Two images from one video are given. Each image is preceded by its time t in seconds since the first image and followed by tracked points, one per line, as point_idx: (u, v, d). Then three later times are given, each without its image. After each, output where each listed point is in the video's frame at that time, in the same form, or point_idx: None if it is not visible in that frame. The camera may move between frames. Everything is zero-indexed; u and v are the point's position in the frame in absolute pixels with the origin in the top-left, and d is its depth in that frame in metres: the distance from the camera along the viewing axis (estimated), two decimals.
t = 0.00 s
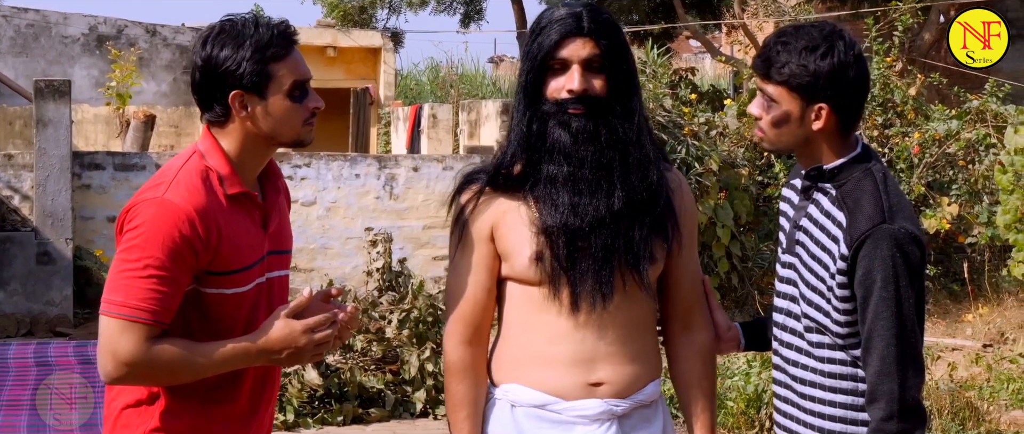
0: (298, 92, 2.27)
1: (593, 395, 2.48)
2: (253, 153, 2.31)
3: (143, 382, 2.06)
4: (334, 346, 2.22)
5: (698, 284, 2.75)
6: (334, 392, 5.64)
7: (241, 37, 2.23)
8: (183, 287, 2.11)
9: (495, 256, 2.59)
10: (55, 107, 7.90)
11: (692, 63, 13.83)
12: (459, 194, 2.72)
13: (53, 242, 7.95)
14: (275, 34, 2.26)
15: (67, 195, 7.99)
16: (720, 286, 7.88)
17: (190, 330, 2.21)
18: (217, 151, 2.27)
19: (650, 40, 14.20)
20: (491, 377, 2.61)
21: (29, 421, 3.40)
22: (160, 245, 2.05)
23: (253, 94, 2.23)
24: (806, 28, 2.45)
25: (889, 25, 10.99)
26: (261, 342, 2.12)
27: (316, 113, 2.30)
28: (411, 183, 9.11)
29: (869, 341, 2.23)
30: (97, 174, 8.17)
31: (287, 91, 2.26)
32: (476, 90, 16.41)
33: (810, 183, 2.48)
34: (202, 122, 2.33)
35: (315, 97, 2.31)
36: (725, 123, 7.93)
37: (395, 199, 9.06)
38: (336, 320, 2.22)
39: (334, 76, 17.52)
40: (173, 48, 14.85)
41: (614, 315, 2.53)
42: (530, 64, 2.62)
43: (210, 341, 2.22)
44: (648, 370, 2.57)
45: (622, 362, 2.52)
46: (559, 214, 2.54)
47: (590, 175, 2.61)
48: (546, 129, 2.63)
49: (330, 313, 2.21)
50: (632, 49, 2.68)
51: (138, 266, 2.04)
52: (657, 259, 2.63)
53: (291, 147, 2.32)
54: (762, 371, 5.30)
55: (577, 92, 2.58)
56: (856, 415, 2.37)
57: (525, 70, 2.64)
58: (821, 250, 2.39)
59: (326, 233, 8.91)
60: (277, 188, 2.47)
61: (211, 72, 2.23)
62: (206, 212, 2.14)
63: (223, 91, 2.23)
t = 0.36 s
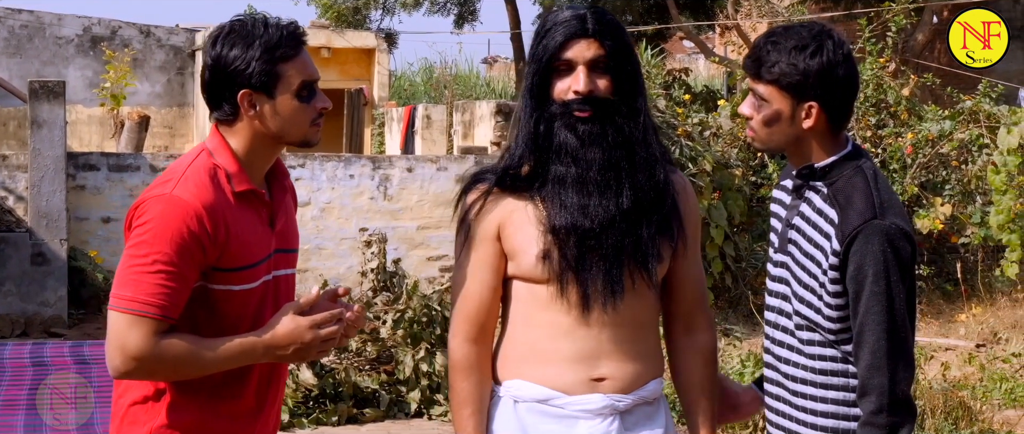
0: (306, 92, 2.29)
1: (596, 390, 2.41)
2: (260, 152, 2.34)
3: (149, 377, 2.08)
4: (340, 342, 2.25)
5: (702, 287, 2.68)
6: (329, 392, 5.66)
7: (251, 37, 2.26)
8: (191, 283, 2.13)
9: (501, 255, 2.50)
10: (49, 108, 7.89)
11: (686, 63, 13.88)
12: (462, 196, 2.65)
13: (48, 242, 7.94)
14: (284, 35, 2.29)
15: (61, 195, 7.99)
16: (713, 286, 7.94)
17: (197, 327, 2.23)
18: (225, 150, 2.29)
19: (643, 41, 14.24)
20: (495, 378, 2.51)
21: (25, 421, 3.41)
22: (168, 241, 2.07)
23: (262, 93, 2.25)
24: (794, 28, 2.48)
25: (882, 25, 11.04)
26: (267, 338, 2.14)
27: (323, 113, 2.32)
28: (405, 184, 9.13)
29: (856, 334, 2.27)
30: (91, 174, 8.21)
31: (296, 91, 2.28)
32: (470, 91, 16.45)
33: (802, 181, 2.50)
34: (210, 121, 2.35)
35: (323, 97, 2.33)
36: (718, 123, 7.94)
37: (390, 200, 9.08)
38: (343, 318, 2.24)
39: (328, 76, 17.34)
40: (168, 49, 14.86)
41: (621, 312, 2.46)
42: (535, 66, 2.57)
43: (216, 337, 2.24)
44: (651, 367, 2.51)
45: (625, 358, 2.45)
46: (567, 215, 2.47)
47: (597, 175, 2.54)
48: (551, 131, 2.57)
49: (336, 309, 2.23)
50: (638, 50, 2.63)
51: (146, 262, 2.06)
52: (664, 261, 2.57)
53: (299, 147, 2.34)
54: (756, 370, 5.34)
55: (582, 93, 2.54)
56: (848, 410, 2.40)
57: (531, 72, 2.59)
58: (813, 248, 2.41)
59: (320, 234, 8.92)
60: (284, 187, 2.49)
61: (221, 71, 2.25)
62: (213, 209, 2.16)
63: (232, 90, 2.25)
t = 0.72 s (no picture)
0: (310, 86, 2.31)
1: (602, 391, 2.42)
2: (265, 147, 2.35)
3: (154, 370, 2.09)
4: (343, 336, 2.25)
5: (700, 287, 2.68)
6: (325, 391, 5.67)
7: (254, 33, 2.28)
8: (194, 276, 2.14)
9: (504, 260, 2.48)
10: (45, 107, 7.88)
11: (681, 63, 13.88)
12: (461, 196, 2.64)
13: (43, 241, 7.93)
14: (287, 30, 2.31)
15: (57, 194, 7.98)
16: (709, 285, 7.96)
17: (201, 321, 2.24)
18: (229, 144, 2.30)
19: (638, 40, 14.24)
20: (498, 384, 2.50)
21: (23, 419, 3.45)
22: (171, 234, 2.08)
23: (266, 87, 2.27)
24: (792, 24, 2.52)
25: (877, 24, 11.06)
26: (272, 331, 2.15)
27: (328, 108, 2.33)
28: (401, 183, 9.13)
29: (863, 323, 2.28)
30: (87, 174, 8.20)
31: (299, 86, 2.29)
32: (466, 90, 16.45)
33: (801, 176, 2.52)
34: (216, 117, 2.36)
35: (328, 92, 2.34)
36: (714, 122, 7.88)
37: (385, 199, 9.08)
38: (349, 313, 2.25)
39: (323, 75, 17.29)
40: (163, 48, 14.85)
41: (623, 313, 2.47)
42: (534, 62, 2.57)
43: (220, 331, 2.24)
44: (652, 368, 2.52)
45: (627, 359, 2.46)
46: (569, 212, 2.47)
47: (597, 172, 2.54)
48: (550, 128, 2.56)
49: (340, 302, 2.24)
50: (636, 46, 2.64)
51: (149, 254, 2.08)
52: (665, 261, 2.58)
53: (303, 142, 2.35)
54: (751, 368, 5.36)
55: (580, 88, 2.53)
56: (852, 402, 2.41)
57: (529, 68, 2.58)
58: (815, 242, 2.43)
59: (315, 233, 8.91)
60: (290, 183, 2.49)
61: (225, 67, 2.28)
62: (217, 202, 2.18)
63: (237, 85, 2.27)
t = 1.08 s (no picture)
0: (301, 82, 2.31)
1: (601, 400, 2.44)
2: (259, 143, 2.36)
3: (145, 364, 2.12)
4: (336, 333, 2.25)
5: (695, 287, 2.70)
6: (320, 389, 5.68)
7: (245, 29, 2.31)
8: (186, 271, 2.16)
9: (498, 267, 2.49)
10: (40, 106, 7.88)
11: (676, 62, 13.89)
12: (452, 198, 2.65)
13: (38, 241, 7.92)
14: (279, 26, 2.33)
15: (52, 194, 7.97)
16: (703, 284, 7.98)
17: (196, 315, 2.25)
18: (223, 140, 2.33)
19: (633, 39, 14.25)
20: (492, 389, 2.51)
21: (21, 416, 3.44)
22: (160, 229, 2.11)
23: (255, 82, 2.29)
24: (796, 26, 2.55)
25: (872, 24, 11.08)
26: (263, 325, 2.15)
27: (321, 104, 2.33)
28: (396, 182, 9.14)
29: (886, 313, 2.33)
30: (82, 173, 8.20)
31: (289, 81, 2.30)
32: (460, 90, 16.45)
33: (802, 175, 2.55)
34: (212, 114, 2.38)
35: (321, 87, 2.35)
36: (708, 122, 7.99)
37: (380, 198, 9.09)
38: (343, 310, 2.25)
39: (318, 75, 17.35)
40: (157, 47, 14.86)
41: (618, 316, 2.48)
42: (523, 59, 2.58)
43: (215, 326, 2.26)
44: (648, 375, 2.54)
45: (625, 366, 2.48)
46: (559, 212, 2.48)
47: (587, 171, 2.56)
48: (540, 126, 2.57)
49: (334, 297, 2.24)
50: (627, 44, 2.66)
51: (139, 250, 2.11)
52: (659, 262, 2.59)
53: (296, 138, 2.36)
54: (746, 367, 5.38)
55: (570, 85, 2.54)
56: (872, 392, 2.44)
57: (518, 65, 2.60)
58: (824, 239, 2.47)
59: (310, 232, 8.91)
60: (290, 178, 2.50)
61: (218, 61, 2.32)
62: (207, 197, 2.19)
63: (226, 82, 2.30)
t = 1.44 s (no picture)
0: (285, 81, 2.33)
1: (591, 409, 2.45)
2: (246, 145, 2.38)
3: (130, 367, 2.14)
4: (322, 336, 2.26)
5: (683, 289, 2.73)
6: (317, 390, 5.70)
7: (232, 29, 2.34)
8: (169, 274, 2.19)
9: (480, 271, 2.51)
10: (36, 107, 7.88)
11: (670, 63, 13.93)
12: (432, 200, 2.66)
13: (34, 242, 7.93)
14: (264, 26, 2.35)
15: (48, 195, 7.97)
16: (698, 285, 8.01)
17: (183, 318, 2.28)
18: (208, 141, 2.35)
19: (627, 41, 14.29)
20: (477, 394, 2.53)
21: (21, 416, 3.47)
22: (142, 233, 2.13)
23: (238, 82, 2.31)
24: (830, 29, 2.57)
25: (865, 26, 11.13)
26: (248, 329, 2.16)
27: (307, 104, 2.35)
28: (391, 184, 9.16)
29: (918, 319, 2.36)
30: (78, 174, 8.20)
31: (273, 81, 2.32)
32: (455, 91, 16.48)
33: (824, 179, 2.58)
34: (199, 116, 2.41)
35: (307, 87, 2.36)
36: (703, 123, 7.94)
37: (376, 199, 9.11)
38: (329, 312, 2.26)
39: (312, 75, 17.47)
40: (153, 49, 14.87)
41: (604, 320, 2.50)
42: (507, 56, 2.59)
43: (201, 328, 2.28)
44: (636, 381, 2.55)
45: (613, 373, 2.49)
46: (543, 212, 2.50)
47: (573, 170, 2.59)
48: (525, 124, 2.59)
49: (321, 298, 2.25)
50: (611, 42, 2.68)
51: (121, 254, 2.14)
52: (645, 262, 2.61)
53: (283, 139, 2.38)
54: (741, 367, 5.41)
55: (557, 81, 2.56)
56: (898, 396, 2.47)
57: (500, 63, 2.62)
58: (849, 244, 2.49)
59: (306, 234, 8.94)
60: (281, 180, 2.52)
61: (204, 61, 2.35)
62: (190, 200, 2.22)
63: (211, 82, 2.34)
